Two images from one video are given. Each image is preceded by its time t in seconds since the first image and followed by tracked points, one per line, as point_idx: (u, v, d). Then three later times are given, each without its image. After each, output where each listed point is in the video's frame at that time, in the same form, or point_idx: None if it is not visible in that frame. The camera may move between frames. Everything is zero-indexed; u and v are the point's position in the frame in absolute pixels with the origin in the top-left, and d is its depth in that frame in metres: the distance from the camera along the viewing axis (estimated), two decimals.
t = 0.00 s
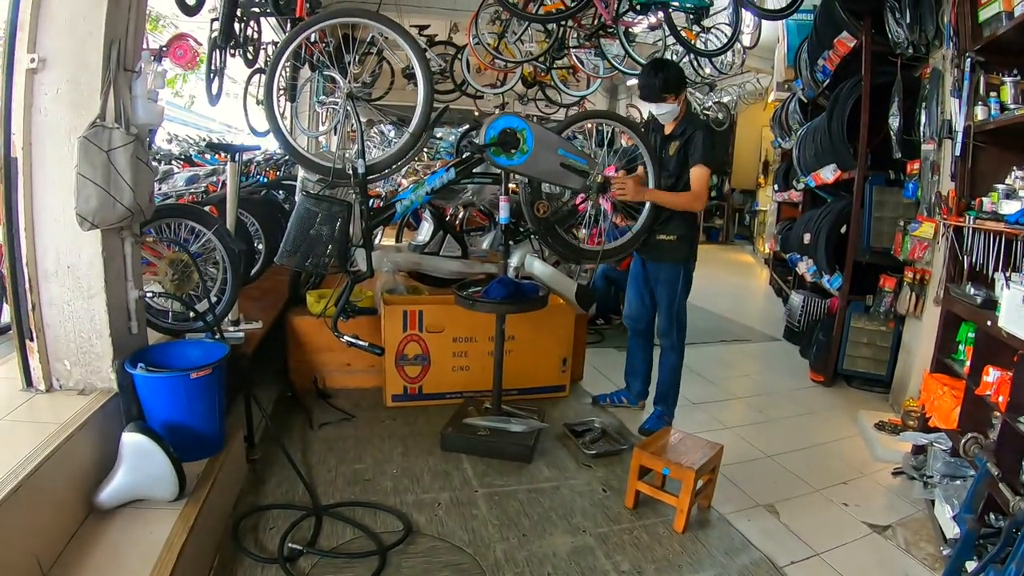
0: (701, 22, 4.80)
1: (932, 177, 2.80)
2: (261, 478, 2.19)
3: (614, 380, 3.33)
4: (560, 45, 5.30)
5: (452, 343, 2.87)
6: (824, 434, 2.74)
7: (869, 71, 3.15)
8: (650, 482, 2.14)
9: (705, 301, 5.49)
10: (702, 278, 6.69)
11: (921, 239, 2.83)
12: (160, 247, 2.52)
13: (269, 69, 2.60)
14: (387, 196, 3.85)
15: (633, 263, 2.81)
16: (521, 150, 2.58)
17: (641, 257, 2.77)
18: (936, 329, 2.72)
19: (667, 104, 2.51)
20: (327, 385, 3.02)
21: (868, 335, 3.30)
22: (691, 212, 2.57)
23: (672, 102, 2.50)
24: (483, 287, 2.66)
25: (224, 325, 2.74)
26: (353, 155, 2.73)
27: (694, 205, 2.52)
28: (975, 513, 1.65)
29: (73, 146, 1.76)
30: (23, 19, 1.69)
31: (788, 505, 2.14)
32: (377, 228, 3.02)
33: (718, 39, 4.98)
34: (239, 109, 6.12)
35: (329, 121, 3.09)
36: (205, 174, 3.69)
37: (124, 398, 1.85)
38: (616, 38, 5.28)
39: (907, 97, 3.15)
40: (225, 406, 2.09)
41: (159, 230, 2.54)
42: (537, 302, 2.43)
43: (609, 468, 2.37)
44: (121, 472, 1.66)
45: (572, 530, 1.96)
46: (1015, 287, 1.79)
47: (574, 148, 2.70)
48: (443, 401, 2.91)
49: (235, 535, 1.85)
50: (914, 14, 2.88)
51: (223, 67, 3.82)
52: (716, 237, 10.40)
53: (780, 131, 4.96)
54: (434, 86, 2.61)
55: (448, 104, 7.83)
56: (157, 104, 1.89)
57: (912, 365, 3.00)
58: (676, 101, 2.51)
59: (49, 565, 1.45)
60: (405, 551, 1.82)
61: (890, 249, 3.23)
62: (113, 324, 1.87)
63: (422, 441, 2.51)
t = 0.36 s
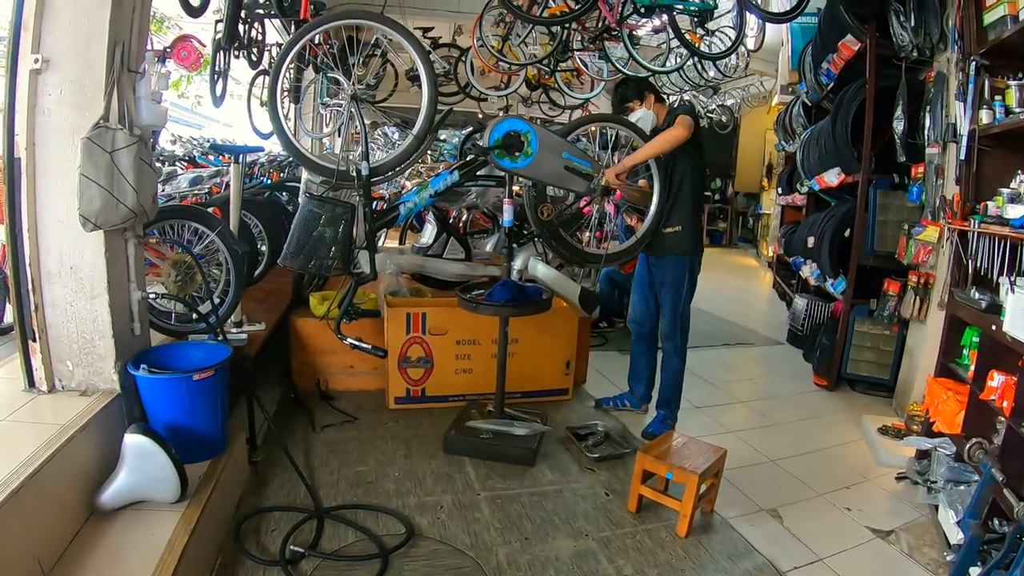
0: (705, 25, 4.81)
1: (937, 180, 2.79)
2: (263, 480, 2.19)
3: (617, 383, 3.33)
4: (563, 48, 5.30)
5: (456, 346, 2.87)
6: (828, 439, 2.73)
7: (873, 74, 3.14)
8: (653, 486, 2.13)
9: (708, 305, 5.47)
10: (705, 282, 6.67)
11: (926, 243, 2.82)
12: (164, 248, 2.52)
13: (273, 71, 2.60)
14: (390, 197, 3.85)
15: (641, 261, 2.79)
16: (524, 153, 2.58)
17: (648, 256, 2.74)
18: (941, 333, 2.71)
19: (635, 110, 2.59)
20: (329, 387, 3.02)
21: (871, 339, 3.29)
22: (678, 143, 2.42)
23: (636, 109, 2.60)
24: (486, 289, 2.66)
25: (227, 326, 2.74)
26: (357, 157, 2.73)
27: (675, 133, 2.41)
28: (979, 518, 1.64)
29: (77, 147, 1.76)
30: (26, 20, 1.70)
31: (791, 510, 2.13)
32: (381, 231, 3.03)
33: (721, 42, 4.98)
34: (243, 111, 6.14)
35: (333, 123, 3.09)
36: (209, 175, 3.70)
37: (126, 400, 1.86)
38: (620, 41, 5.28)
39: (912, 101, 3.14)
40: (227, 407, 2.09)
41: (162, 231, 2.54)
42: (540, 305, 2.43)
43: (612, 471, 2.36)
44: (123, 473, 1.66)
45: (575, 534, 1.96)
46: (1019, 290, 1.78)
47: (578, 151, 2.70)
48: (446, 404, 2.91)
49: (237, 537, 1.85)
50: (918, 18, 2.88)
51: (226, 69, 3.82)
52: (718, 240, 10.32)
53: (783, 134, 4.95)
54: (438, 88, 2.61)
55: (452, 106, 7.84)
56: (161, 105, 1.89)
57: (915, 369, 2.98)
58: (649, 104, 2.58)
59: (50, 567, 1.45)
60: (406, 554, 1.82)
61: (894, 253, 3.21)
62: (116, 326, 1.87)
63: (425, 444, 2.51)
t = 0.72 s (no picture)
0: (710, 28, 4.81)
1: (941, 185, 2.79)
2: (266, 480, 2.19)
3: (620, 386, 3.33)
4: (568, 50, 5.31)
5: (459, 348, 2.88)
6: (831, 443, 2.72)
7: (878, 79, 3.14)
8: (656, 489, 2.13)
9: (711, 308, 5.47)
10: (708, 285, 6.67)
11: (930, 248, 2.82)
12: (168, 247, 2.56)
13: (279, 72, 2.62)
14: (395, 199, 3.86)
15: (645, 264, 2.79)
16: (530, 155, 2.58)
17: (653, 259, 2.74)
18: (945, 338, 2.70)
19: (680, 113, 2.53)
20: (332, 388, 3.03)
21: (875, 343, 3.29)
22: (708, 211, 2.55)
23: (684, 111, 2.53)
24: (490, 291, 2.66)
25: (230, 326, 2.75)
26: (362, 158, 2.73)
27: (710, 200, 2.50)
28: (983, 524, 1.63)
29: (83, 146, 1.77)
30: (33, 18, 1.70)
31: (794, 514, 2.13)
32: (385, 232, 3.07)
33: (726, 45, 4.98)
34: (247, 111, 6.16)
35: (338, 124, 3.10)
36: (213, 175, 3.72)
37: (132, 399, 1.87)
38: (624, 43, 5.28)
39: (916, 106, 3.14)
40: (231, 407, 2.10)
41: (167, 230, 2.53)
42: (544, 307, 2.43)
43: (615, 474, 2.36)
44: (126, 472, 1.66)
45: (578, 537, 1.96)
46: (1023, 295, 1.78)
47: (583, 154, 2.70)
48: (449, 405, 2.92)
49: (241, 537, 1.85)
50: (924, 22, 2.88)
51: (232, 69, 3.84)
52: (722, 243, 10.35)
53: (788, 138, 4.95)
54: (443, 90, 2.62)
55: (456, 107, 7.85)
56: (167, 105, 1.89)
57: (919, 374, 2.98)
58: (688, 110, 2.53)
59: (52, 566, 1.46)
60: (409, 556, 1.82)
61: (898, 258, 3.22)
62: (120, 325, 1.87)
63: (428, 446, 2.51)
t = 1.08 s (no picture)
0: (711, 31, 4.81)
1: (941, 190, 2.79)
2: (263, 478, 2.19)
3: (619, 387, 3.32)
4: (569, 52, 5.31)
5: (458, 347, 2.88)
6: (829, 446, 2.73)
7: (878, 83, 3.14)
8: (653, 490, 2.13)
9: (710, 311, 5.48)
10: (708, 288, 6.68)
11: (929, 252, 2.82)
12: (168, 243, 2.56)
13: (280, 70, 2.62)
14: (395, 198, 3.86)
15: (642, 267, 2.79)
16: (530, 155, 2.58)
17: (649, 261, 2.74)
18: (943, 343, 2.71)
19: (684, 114, 2.51)
20: (330, 386, 3.02)
21: (873, 347, 3.28)
22: (704, 218, 2.59)
23: (689, 111, 2.51)
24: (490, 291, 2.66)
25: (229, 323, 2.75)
26: (362, 157, 2.73)
27: (707, 209, 2.53)
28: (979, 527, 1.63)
29: (84, 141, 1.77)
30: (36, 13, 1.71)
31: (791, 517, 2.13)
32: (385, 230, 3.10)
33: (727, 48, 4.99)
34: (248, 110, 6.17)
35: (339, 123, 3.10)
36: (214, 173, 3.72)
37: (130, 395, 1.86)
38: (626, 45, 5.29)
39: (917, 111, 3.15)
40: (229, 405, 2.10)
41: (167, 226, 2.53)
42: (543, 308, 2.43)
43: (612, 475, 2.36)
44: (122, 468, 1.66)
45: (575, 538, 1.95)
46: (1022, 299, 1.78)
47: (583, 154, 2.71)
48: (447, 405, 2.91)
49: (237, 534, 1.85)
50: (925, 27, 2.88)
51: (233, 67, 3.84)
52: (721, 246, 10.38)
53: (788, 142, 4.96)
54: (445, 90, 2.62)
55: (457, 108, 7.85)
56: (167, 101, 1.92)
57: (917, 379, 2.98)
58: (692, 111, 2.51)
59: (48, 561, 1.45)
60: (406, 554, 1.82)
61: (898, 261, 3.22)
62: (119, 320, 1.87)
63: (425, 445, 2.51)
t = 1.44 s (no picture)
0: (711, 28, 4.80)
1: (941, 189, 2.79)
2: (260, 474, 2.19)
3: (617, 384, 3.32)
4: (569, 48, 5.29)
5: (456, 343, 2.87)
6: (827, 445, 2.73)
7: (878, 81, 3.14)
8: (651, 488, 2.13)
9: (709, 308, 5.49)
10: (706, 286, 6.69)
11: (928, 251, 2.82)
12: (166, 239, 2.53)
13: (278, 65, 2.61)
14: (393, 194, 3.84)
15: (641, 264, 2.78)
16: (530, 152, 2.57)
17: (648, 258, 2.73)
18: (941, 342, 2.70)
19: (648, 112, 2.57)
20: (328, 382, 3.02)
21: (871, 346, 3.29)
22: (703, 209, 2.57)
23: (652, 109, 2.57)
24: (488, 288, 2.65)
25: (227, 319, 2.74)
26: (361, 152, 2.71)
27: (706, 200, 2.51)
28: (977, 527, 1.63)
29: (81, 136, 1.76)
30: (33, 7, 1.70)
31: (789, 515, 2.13)
32: (383, 225, 3.05)
33: (728, 45, 4.97)
34: (248, 105, 6.15)
35: (338, 118, 3.09)
36: (212, 167, 3.70)
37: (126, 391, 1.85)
38: (626, 42, 5.28)
39: (917, 110, 3.14)
40: (226, 400, 2.09)
41: (165, 221, 2.53)
42: (542, 304, 2.42)
43: (610, 473, 2.36)
44: (119, 464, 1.66)
45: (572, 535, 1.95)
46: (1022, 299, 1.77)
47: (582, 151, 2.70)
48: (445, 401, 2.91)
49: (234, 531, 1.84)
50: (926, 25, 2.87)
51: (232, 61, 3.82)
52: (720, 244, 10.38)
53: (787, 140, 4.95)
54: (444, 86, 2.61)
55: (457, 104, 7.83)
56: (166, 96, 1.87)
57: (915, 378, 2.98)
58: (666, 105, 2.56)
59: (45, 558, 1.45)
60: (403, 551, 1.82)
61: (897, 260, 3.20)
62: (116, 316, 1.86)
63: (423, 442, 2.51)
